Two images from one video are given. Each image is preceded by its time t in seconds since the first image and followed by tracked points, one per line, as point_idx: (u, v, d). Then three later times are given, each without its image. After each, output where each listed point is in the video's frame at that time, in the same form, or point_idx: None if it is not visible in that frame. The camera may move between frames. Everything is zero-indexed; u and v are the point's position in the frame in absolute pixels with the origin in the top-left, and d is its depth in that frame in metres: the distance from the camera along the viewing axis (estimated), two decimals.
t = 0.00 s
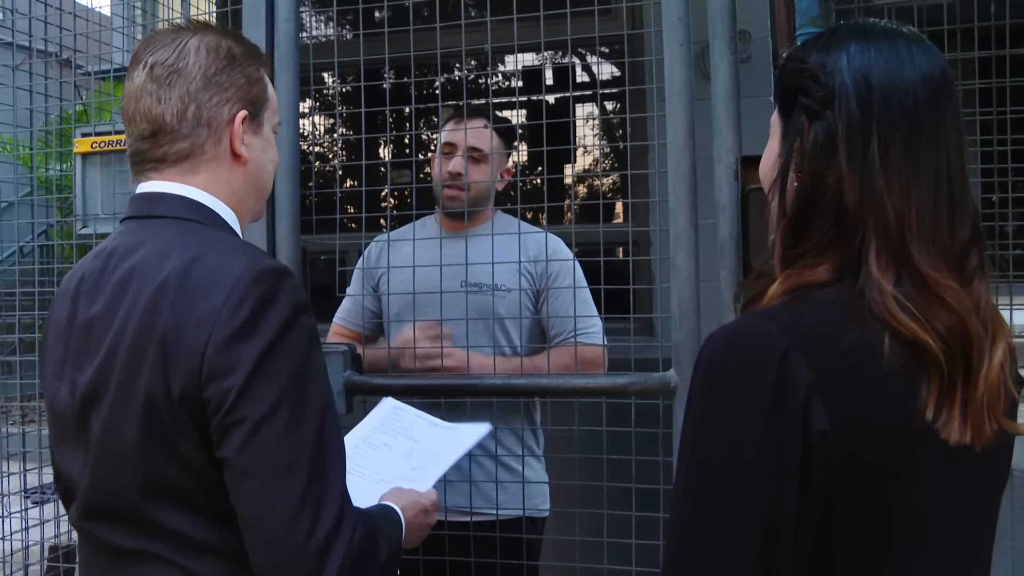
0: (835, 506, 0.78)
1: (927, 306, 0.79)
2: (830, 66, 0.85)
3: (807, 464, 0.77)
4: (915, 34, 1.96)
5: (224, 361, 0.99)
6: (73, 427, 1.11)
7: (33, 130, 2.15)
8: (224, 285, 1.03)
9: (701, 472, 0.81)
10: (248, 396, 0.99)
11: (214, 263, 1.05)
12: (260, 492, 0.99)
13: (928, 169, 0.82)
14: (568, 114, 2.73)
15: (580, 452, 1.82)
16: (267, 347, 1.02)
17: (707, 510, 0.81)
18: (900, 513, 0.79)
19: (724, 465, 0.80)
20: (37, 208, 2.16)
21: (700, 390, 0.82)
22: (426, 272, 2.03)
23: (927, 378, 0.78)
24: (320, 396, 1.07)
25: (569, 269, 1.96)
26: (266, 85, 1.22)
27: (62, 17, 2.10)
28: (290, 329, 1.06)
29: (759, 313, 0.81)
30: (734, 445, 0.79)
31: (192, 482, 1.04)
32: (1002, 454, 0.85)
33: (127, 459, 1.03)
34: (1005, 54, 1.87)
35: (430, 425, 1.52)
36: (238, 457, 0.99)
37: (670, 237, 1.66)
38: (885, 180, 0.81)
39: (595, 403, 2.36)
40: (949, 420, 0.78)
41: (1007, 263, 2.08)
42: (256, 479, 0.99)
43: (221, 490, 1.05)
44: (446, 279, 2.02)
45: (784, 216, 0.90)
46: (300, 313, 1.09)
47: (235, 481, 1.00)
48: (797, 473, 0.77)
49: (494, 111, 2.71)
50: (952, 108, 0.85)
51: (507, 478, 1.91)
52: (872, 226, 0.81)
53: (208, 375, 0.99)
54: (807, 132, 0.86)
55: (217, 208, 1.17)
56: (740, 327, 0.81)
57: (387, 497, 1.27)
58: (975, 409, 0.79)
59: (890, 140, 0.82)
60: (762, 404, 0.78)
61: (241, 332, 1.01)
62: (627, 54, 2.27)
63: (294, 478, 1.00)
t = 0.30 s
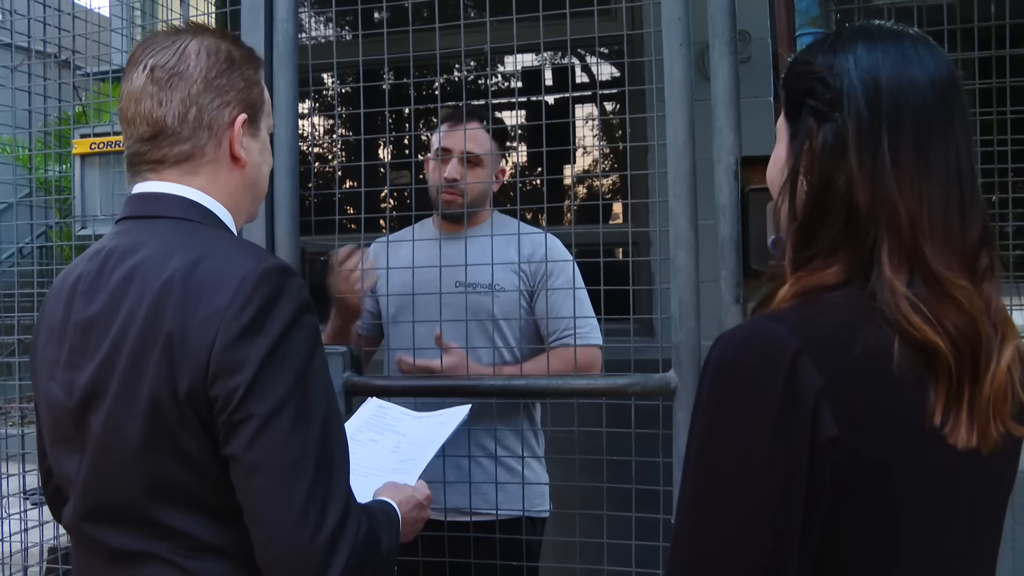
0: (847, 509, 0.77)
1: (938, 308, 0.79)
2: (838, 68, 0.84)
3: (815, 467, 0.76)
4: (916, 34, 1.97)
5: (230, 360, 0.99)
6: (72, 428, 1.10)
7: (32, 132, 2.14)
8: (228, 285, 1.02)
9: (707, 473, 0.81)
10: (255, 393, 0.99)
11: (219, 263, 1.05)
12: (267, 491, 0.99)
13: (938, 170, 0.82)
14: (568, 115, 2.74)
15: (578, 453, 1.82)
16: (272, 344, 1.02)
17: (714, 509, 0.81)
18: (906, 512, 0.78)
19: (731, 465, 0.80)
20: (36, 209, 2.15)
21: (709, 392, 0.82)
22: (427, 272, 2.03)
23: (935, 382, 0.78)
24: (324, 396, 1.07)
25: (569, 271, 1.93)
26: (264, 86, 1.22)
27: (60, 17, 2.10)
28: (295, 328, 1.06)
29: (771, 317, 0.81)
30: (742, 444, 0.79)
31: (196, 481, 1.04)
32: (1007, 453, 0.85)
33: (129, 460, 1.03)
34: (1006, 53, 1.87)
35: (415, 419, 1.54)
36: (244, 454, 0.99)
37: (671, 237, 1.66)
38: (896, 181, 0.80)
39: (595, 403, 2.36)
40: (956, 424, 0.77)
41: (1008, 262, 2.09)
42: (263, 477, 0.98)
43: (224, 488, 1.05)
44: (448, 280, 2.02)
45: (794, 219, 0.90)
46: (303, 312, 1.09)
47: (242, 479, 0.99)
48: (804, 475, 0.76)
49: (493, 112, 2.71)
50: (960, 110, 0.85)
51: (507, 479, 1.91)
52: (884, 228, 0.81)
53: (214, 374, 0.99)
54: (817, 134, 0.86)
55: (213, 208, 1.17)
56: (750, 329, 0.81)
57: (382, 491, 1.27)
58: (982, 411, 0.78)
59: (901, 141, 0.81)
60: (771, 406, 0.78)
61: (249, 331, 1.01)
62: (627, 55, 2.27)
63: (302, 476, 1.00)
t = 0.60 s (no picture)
0: (842, 512, 0.77)
1: (944, 314, 0.79)
2: (846, 74, 0.85)
3: (809, 470, 0.77)
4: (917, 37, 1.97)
5: (225, 357, 0.99)
6: (68, 428, 1.10)
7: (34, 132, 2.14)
8: (224, 284, 1.03)
9: (703, 475, 0.82)
10: (250, 391, 0.99)
11: (216, 263, 1.05)
12: (261, 489, 0.99)
13: (944, 176, 0.82)
14: (569, 116, 2.74)
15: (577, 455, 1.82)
16: (267, 343, 1.02)
17: (709, 511, 0.81)
18: (904, 517, 0.78)
19: (727, 466, 0.80)
20: (38, 209, 2.15)
21: (708, 394, 0.83)
22: (428, 275, 2.03)
23: (938, 388, 0.78)
24: (320, 396, 1.07)
25: (569, 273, 1.94)
26: (261, 88, 1.22)
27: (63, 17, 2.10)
28: (290, 327, 1.06)
29: (771, 321, 0.81)
30: (738, 446, 0.80)
31: (192, 481, 1.04)
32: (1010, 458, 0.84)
33: (125, 459, 1.03)
34: (1007, 56, 1.87)
35: (420, 413, 1.51)
36: (238, 452, 0.99)
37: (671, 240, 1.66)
38: (902, 187, 0.81)
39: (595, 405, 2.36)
40: (957, 431, 0.78)
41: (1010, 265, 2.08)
42: (257, 474, 0.99)
43: (220, 487, 1.05)
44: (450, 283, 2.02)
45: (800, 224, 0.90)
46: (299, 311, 1.09)
47: (236, 477, 0.99)
48: (800, 478, 0.77)
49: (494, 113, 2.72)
50: (967, 117, 0.85)
51: (507, 481, 1.91)
52: (890, 233, 0.81)
53: (209, 372, 0.99)
54: (823, 140, 0.86)
55: (211, 209, 1.17)
56: (750, 332, 0.82)
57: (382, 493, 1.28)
58: (985, 418, 0.79)
59: (908, 148, 0.81)
60: (767, 408, 0.78)
61: (243, 329, 1.01)
62: (628, 56, 2.28)
63: (296, 474, 1.00)
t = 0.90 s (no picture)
0: (837, 511, 0.77)
1: (944, 313, 0.79)
2: (851, 72, 0.85)
3: (804, 468, 0.77)
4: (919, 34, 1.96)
5: (217, 355, 0.99)
6: (67, 426, 1.11)
7: (37, 130, 2.15)
8: (218, 281, 1.03)
9: (698, 470, 0.83)
10: (242, 388, 0.99)
11: (210, 261, 1.05)
12: (255, 486, 0.99)
13: (946, 175, 0.82)
14: (571, 114, 2.74)
15: (579, 453, 1.82)
16: (261, 340, 1.02)
17: (704, 507, 0.82)
18: (898, 514, 0.78)
19: (720, 463, 0.81)
20: (41, 208, 2.16)
21: (703, 391, 0.83)
22: (430, 273, 2.03)
23: (935, 386, 0.78)
24: (315, 394, 1.08)
25: (570, 270, 1.94)
26: (260, 87, 1.23)
27: (66, 16, 2.11)
28: (285, 324, 1.06)
29: (766, 319, 0.81)
30: (732, 443, 0.80)
31: (189, 478, 1.04)
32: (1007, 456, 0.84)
33: (123, 457, 1.04)
34: (1010, 54, 1.86)
35: (427, 408, 1.51)
36: (231, 449, 0.99)
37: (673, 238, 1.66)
38: (903, 186, 0.81)
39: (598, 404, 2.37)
40: (953, 430, 0.77)
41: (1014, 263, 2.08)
42: (250, 471, 0.99)
43: (217, 485, 1.05)
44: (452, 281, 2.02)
45: (799, 220, 0.90)
46: (295, 308, 1.09)
47: (230, 474, 1.00)
48: (792, 475, 0.77)
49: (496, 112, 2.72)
50: (972, 117, 0.85)
51: (510, 479, 1.92)
52: (889, 231, 0.81)
53: (202, 369, 0.99)
54: (827, 137, 0.86)
55: (211, 207, 1.17)
56: (744, 330, 0.82)
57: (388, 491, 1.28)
58: (984, 418, 0.78)
59: (910, 146, 0.81)
60: (759, 405, 0.79)
61: (236, 326, 1.01)
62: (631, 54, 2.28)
63: (290, 472, 1.00)
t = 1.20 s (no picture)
0: (838, 513, 0.77)
1: (941, 312, 0.79)
2: (847, 71, 0.85)
3: (804, 469, 0.77)
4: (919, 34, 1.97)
5: (214, 357, 0.99)
6: (66, 427, 1.11)
7: (38, 133, 2.15)
8: (215, 283, 1.03)
9: (698, 471, 0.83)
10: (238, 390, 1.00)
11: (207, 263, 1.06)
12: (251, 488, 0.99)
13: (943, 174, 0.82)
14: (571, 115, 2.75)
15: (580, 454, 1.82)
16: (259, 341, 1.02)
17: (704, 507, 0.82)
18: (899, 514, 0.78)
19: (722, 465, 0.81)
20: (42, 210, 2.16)
21: (703, 392, 0.83)
22: (430, 274, 2.03)
23: (933, 385, 0.78)
24: (311, 395, 1.08)
25: (569, 271, 1.95)
26: (258, 88, 1.23)
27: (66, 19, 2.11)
28: (281, 326, 1.06)
29: (764, 320, 0.81)
30: (732, 443, 0.80)
31: (188, 480, 1.04)
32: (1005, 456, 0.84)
33: (121, 459, 1.04)
34: (1010, 53, 1.86)
35: (427, 406, 1.50)
36: (227, 452, 0.99)
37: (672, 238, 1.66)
38: (900, 185, 0.81)
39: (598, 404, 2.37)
40: (953, 430, 0.77)
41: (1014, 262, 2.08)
42: (246, 473, 0.99)
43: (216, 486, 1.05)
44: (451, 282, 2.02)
45: (795, 220, 0.90)
46: (292, 310, 1.09)
47: (226, 476, 1.00)
48: (795, 477, 0.77)
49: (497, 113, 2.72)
50: (968, 118, 0.85)
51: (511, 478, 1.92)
52: (885, 231, 0.81)
53: (199, 371, 1.00)
54: (822, 135, 0.86)
55: (209, 209, 1.17)
56: (743, 331, 0.82)
57: (387, 491, 1.28)
58: (984, 418, 0.78)
59: (906, 145, 0.81)
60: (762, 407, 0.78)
61: (232, 329, 1.01)
62: (631, 55, 2.28)
63: (286, 474, 1.00)
